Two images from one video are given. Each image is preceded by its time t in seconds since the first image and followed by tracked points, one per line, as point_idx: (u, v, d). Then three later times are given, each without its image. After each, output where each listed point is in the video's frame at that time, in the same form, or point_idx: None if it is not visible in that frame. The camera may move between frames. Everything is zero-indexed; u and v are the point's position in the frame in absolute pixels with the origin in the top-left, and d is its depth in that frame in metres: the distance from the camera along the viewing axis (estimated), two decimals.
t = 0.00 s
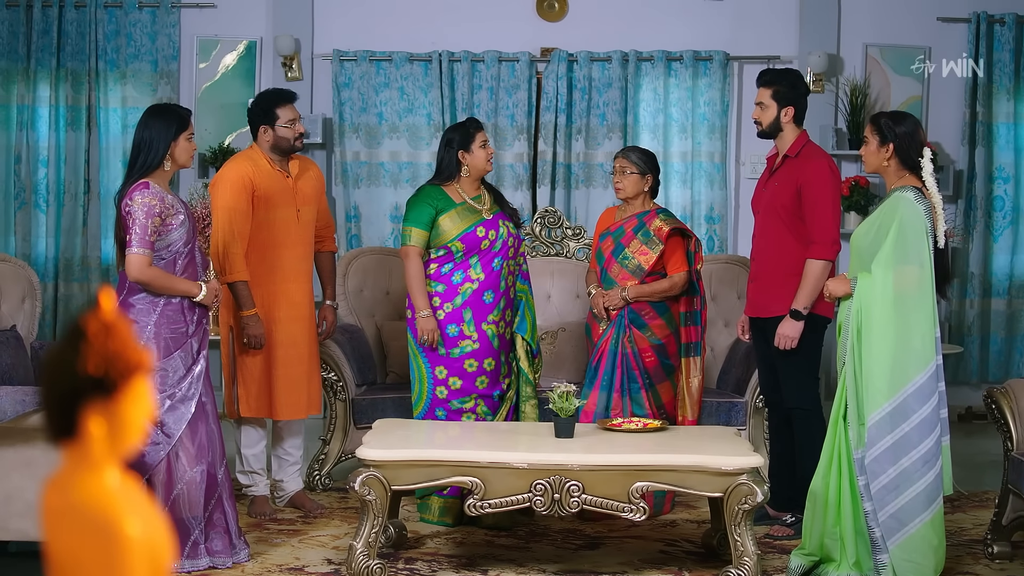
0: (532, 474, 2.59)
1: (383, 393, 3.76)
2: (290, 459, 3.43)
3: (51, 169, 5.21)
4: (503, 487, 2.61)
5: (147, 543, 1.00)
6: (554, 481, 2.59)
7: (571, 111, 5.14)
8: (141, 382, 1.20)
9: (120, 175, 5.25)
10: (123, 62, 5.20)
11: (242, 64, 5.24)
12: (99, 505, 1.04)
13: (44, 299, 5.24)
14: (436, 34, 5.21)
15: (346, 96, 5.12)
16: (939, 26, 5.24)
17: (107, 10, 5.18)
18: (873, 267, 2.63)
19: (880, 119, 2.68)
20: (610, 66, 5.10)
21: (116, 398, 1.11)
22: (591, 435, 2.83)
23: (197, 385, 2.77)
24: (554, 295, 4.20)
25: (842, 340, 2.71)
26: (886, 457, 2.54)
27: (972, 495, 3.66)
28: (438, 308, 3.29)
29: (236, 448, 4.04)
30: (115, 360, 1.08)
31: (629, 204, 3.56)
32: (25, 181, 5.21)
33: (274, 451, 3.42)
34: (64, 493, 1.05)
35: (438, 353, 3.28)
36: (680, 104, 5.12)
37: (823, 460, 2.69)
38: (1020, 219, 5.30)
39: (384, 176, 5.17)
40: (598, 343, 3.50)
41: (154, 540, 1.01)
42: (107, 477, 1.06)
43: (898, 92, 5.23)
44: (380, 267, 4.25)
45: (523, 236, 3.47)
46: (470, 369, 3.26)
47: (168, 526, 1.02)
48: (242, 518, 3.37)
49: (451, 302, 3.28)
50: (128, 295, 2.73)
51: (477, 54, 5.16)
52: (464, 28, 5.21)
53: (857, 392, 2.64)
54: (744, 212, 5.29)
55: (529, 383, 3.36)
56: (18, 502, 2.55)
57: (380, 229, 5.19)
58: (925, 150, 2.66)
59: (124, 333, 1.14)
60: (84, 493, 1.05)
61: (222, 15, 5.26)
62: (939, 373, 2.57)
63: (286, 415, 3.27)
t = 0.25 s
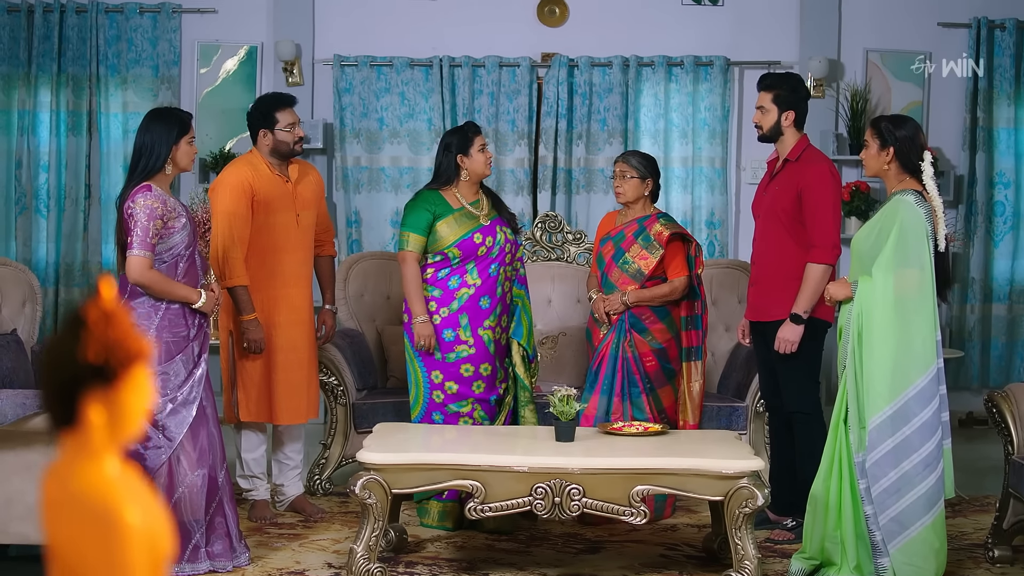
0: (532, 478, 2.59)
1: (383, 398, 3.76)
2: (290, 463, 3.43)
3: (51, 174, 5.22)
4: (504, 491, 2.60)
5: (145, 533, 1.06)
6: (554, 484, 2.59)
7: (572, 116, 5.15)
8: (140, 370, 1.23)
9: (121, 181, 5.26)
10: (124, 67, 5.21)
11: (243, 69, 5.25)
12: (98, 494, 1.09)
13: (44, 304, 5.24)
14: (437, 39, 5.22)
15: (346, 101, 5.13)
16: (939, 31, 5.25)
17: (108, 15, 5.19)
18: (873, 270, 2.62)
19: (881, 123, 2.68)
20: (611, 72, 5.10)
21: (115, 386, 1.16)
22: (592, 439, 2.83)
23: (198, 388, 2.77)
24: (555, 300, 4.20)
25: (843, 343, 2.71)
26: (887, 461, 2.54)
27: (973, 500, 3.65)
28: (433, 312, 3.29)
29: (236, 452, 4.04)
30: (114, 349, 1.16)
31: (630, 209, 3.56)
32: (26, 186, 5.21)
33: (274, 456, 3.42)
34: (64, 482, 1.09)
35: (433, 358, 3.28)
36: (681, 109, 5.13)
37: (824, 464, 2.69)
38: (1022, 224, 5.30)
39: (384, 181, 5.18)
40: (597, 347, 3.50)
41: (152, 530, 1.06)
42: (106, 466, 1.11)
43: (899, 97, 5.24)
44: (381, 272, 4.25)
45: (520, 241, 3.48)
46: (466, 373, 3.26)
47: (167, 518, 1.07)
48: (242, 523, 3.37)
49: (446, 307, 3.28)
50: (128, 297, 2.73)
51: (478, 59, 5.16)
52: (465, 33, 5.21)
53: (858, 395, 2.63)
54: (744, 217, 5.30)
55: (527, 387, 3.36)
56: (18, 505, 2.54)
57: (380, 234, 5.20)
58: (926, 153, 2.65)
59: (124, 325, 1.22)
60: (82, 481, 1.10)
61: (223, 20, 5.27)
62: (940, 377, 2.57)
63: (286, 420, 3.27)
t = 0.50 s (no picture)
0: (532, 480, 2.59)
1: (382, 401, 3.76)
2: (290, 466, 3.42)
3: (51, 177, 5.21)
4: (503, 492, 2.60)
5: (147, 523, 0.88)
6: (554, 486, 2.58)
7: (572, 119, 5.15)
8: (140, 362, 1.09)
9: (121, 184, 5.26)
10: (124, 71, 5.21)
11: (243, 73, 5.26)
12: (96, 484, 0.91)
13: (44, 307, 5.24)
14: (437, 42, 5.22)
15: (346, 105, 5.14)
16: (939, 35, 5.26)
17: (108, 19, 5.19)
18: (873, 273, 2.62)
19: (880, 125, 2.68)
20: (611, 75, 5.11)
21: (114, 375, 1.01)
22: (591, 441, 2.82)
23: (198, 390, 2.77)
24: (554, 302, 4.20)
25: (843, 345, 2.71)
26: (886, 463, 2.53)
27: (972, 502, 3.65)
28: (429, 315, 3.29)
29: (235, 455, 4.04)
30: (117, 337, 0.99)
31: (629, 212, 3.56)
32: (26, 189, 5.21)
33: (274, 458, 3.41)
34: (62, 471, 0.92)
35: (430, 360, 3.28)
36: (680, 112, 5.13)
37: (823, 466, 2.68)
38: (1021, 227, 5.30)
39: (384, 184, 5.18)
40: (597, 350, 3.50)
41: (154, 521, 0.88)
42: (105, 456, 0.93)
43: (898, 100, 5.25)
44: (380, 275, 4.24)
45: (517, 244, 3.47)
46: (463, 376, 3.26)
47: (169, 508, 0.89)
48: (242, 525, 3.36)
49: (443, 310, 3.28)
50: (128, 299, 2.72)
51: (477, 62, 5.17)
52: (464, 37, 5.22)
53: (858, 397, 2.63)
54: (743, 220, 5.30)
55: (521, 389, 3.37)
56: (17, 507, 2.52)
57: (380, 237, 5.20)
58: (925, 155, 2.66)
59: (124, 312, 1.07)
60: (80, 472, 0.92)
61: (222, 23, 5.27)
62: (940, 379, 2.57)
63: (285, 422, 3.26)
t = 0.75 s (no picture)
0: (531, 480, 2.59)
1: (382, 402, 3.76)
2: (289, 468, 3.42)
3: (50, 180, 5.21)
4: (503, 493, 2.60)
5: (145, 512, 0.98)
6: (554, 487, 2.58)
7: (571, 121, 5.16)
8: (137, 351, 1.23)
9: (120, 186, 5.26)
10: (123, 73, 5.21)
11: (242, 75, 5.26)
12: (95, 470, 1.00)
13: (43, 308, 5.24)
14: (436, 45, 5.23)
15: (346, 107, 5.14)
16: (938, 37, 5.26)
17: (108, 21, 5.19)
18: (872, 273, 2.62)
19: (880, 126, 2.69)
20: (610, 77, 5.11)
21: (111, 362, 1.16)
22: (591, 442, 2.82)
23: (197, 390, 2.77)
24: (554, 305, 4.19)
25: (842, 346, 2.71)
26: (886, 463, 2.53)
27: (972, 504, 3.65)
28: (425, 317, 3.29)
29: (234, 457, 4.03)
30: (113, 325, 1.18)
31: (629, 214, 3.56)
32: (25, 192, 5.21)
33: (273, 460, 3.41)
34: (62, 460, 1.01)
35: (427, 362, 3.28)
36: (680, 115, 5.14)
37: (823, 467, 2.68)
38: (1020, 230, 5.30)
39: (384, 186, 5.19)
40: (598, 352, 3.49)
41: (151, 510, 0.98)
42: (104, 444, 1.02)
43: (898, 102, 5.25)
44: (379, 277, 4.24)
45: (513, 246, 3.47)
46: (460, 377, 3.26)
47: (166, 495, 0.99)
48: (241, 527, 3.36)
49: (439, 311, 3.28)
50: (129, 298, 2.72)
51: (477, 65, 5.17)
52: (464, 39, 5.22)
53: (858, 398, 2.63)
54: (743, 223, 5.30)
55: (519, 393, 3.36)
56: (16, 508, 2.52)
57: (380, 239, 5.20)
58: (924, 157, 2.66)
59: (120, 305, 1.24)
60: (79, 459, 1.01)
61: (222, 26, 5.28)
62: (939, 379, 2.57)
63: (284, 424, 3.26)
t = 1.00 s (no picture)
0: (531, 480, 2.58)
1: (382, 403, 3.76)
2: (290, 468, 3.41)
3: (50, 181, 5.21)
4: (502, 493, 2.60)
5: (142, 498, 1.18)
6: (553, 487, 2.58)
7: (571, 123, 5.16)
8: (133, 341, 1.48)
9: (120, 187, 5.26)
10: (123, 74, 5.21)
11: (242, 76, 5.27)
12: (96, 456, 1.21)
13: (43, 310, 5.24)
14: (436, 46, 5.23)
15: (346, 108, 5.14)
16: (938, 38, 5.27)
17: (108, 22, 5.20)
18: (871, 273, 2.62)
19: (879, 126, 2.69)
20: (610, 79, 5.12)
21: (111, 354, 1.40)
22: (591, 442, 2.82)
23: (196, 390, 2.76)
24: (554, 305, 4.19)
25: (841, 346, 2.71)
26: (885, 463, 2.53)
27: (972, 505, 3.64)
28: (422, 317, 3.29)
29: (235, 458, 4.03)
30: (109, 312, 1.47)
31: (630, 214, 3.56)
32: (25, 193, 5.21)
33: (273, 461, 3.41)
34: (65, 444, 1.22)
35: (424, 361, 3.28)
36: (680, 116, 5.14)
37: (823, 467, 2.68)
38: (1020, 231, 5.30)
39: (384, 187, 5.19)
40: (598, 352, 3.49)
41: (148, 493, 1.18)
42: (102, 431, 1.25)
43: (898, 104, 5.26)
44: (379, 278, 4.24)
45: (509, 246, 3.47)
46: (457, 377, 3.26)
47: (161, 485, 1.20)
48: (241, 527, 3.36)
49: (436, 311, 3.28)
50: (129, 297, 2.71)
51: (477, 66, 5.18)
52: (464, 40, 5.23)
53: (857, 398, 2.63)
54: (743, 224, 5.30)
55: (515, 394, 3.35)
56: (16, 508, 2.51)
57: (380, 240, 5.20)
58: (924, 156, 2.66)
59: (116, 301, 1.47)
60: (80, 444, 1.23)
61: (222, 27, 5.28)
62: (938, 379, 2.57)
63: (283, 424, 3.26)
